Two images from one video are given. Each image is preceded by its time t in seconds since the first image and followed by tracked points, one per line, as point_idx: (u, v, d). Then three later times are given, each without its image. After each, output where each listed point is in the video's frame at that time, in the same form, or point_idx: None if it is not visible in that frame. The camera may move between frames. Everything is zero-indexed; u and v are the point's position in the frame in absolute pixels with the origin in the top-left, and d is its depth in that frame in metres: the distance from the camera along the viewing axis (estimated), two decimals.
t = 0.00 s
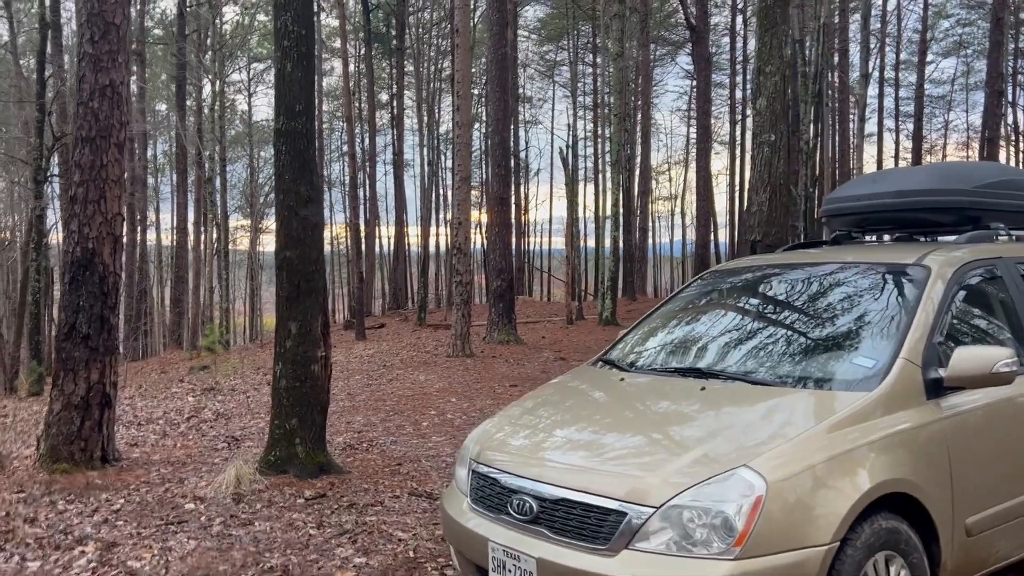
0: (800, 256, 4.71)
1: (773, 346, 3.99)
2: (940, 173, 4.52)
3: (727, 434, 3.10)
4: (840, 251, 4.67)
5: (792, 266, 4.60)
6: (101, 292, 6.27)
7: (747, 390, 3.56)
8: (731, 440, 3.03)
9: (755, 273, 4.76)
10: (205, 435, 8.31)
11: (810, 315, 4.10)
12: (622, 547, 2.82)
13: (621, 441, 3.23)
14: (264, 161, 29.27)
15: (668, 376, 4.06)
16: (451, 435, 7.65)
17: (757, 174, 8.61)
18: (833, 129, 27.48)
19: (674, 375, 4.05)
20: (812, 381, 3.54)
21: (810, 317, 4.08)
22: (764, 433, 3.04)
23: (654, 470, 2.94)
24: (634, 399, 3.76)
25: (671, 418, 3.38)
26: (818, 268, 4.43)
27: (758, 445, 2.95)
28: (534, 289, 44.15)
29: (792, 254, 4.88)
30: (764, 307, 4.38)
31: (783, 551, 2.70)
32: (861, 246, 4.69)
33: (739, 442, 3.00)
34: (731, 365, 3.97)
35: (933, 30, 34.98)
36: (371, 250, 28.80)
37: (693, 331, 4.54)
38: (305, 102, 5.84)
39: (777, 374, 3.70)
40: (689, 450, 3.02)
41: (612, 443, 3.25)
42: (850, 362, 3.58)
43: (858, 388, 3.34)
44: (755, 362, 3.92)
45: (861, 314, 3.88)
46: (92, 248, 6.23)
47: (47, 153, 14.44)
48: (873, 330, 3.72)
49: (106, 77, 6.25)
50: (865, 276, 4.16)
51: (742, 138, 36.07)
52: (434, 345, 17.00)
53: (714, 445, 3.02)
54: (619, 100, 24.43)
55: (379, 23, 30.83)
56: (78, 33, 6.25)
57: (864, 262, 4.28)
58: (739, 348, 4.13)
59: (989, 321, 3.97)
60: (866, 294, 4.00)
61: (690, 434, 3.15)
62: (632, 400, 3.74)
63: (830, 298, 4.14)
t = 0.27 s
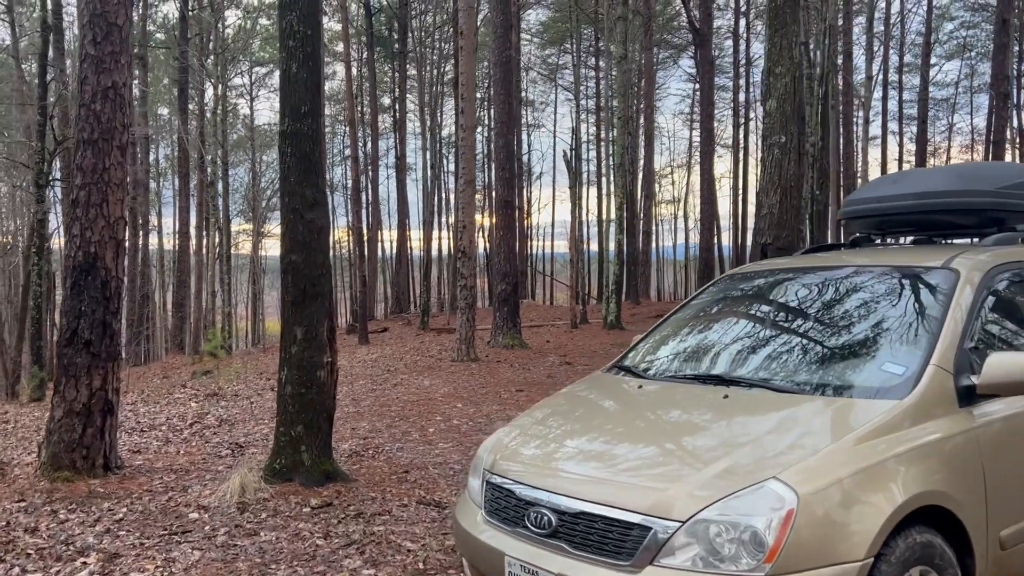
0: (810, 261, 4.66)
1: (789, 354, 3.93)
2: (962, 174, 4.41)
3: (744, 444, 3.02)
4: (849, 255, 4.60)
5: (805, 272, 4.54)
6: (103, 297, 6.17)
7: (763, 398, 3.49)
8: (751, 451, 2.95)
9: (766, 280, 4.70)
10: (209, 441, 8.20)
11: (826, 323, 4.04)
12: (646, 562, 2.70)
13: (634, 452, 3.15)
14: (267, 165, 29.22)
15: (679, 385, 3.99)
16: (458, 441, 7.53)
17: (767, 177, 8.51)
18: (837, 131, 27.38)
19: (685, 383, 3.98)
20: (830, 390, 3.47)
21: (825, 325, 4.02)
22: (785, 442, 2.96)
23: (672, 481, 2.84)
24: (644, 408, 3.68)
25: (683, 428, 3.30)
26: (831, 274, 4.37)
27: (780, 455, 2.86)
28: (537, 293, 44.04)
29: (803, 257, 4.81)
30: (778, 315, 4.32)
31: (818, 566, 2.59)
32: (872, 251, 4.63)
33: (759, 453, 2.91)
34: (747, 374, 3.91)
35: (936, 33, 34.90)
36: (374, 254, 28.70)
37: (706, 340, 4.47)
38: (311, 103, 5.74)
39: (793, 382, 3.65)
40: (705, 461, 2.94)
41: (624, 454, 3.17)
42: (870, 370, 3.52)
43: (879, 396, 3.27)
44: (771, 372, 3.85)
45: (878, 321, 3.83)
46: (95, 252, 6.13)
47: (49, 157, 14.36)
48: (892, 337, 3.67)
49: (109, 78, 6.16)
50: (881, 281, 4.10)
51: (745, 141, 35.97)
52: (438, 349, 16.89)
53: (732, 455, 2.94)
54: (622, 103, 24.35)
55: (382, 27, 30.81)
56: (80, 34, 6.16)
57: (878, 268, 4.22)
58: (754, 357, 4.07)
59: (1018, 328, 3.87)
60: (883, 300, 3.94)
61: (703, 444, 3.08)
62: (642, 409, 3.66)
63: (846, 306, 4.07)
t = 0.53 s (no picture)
0: (820, 265, 4.58)
1: (801, 360, 3.85)
2: (980, 174, 4.29)
3: (757, 452, 2.93)
4: (858, 258, 4.52)
5: (815, 277, 4.46)
6: (103, 299, 6.07)
7: (775, 404, 3.41)
8: (765, 458, 2.86)
9: (776, 285, 4.63)
10: (210, 446, 8.11)
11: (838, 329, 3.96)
12: None
13: (643, 460, 3.07)
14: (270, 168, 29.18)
15: (687, 390, 3.91)
16: (463, 446, 7.42)
17: (775, 177, 8.41)
18: (842, 133, 27.26)
19: (694, 389, 3.90)
20: (845, 395, 3.38)
21: (837, 331, 3.94)
22: (799, 450, 2.88)
23: (685, 491, 2.75)
24: (652, 414, 3.60)
25: (692, 435, 3.22)
26: (842, 278, 4.29)
27: (798, 464, 2.77)
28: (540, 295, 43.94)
29: (813, 260, 4.73)
30: (789, 320, 4.24)
31: None
32: (879, 253, 4.56)
33: (775, 461, 2.82)
34: (758, 380, 3.82)
35: (941, 34, 34.78)
36: (376, 256, 28.62)
37: (716, 346, 4.39)
38: (314, 102, 5.65)
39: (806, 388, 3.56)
40: (717, 470, 2.85)
41: (633, 462, 3.08)
42: (886, 376, 3.43)
43: (897, 401, 3.20)
44: (782, 377, 3.77)
45: (892, 326, 3.75)
46: (94, 254, 6.04)
47: (51, 159, 14.30)
48: (906, 342, 3.59)
49: (108, 78, 6.08)
50: (895, 285, 4.02)
51: (748, 143, 35.87)
52: (441, 352, 16.79)
53: (744, 464, 2.86)
54: (626, 104, 24.29)
55: (384, 29, 30.82)
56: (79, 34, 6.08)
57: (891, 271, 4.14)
58: (765, 363, 3.99)
59: None
60: (896, 304, 3.86)
61: (713, 452, 3.00)
62: (650, 416, 3.57)
63: (859, 310, 3.99)
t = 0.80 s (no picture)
0: (828, 269, 4.52)
1: (813, 365, 3.78)
2: (998, 172, 4.16)
3: (770, 459, 2.84)
4: (863, 260, 4.46)
5: (824, 281, 4.40)
6: (100, 301, 5.97)
7: (786, 409, 3.33)
8: (778, 465, 2.78)
9: (784, 289, 4.56)
10: (210, 450, 8.00)
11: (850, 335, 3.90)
12: None
13: (651, 469, 2.98)
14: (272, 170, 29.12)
15: (693, 395, 3.82)
16: (466, 450, 7.29)
17: (783, 178, 8.29)
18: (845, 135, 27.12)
19: (701, 394, 3.81)
20: (860, 400, 3.30)
21: (848, 336, 3.88)
22: (815, 457, 2.79)
23: (697, 500, 2.65)
24: (658, 421, 3.50)
25: (701, 442, 3.14)
26: (852, 283, 4.23)
27: (815, 473, 2.68)
28: (541, 298, 43.82)
29: (820, 263, 4.67)
30: (798, 325, 4.18)
31: None
32: (885, 254, 4.50)
33: (791, 469, 2.73)
34: (769, 384, 3.74)
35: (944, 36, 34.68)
36: (378, 259, 28.53)
37: (724, 350, 4.30)
38: (315, 101, 5.55)
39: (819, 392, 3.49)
40: (728, 478, 2.76)
41: (641, 471, 2.99)
42: (901, 381, 3.37)
43: (915, 406, 3.13)
44: (794, 382, 3.69)
45: (906, 330, 3.70)
46: (91, 255, 5.93)
47: (51, 161, 14.22)
48: (921, 347, 3.54)
49: (106, 76, 5.98)
50: (908, 289, 3.97)
51: (751, 145, 35.78)
52: (443, 355, 16.67)
53: (757, 472, 2.77)
54: (629, 106, 24.20)
55: (386, 32, 30.78)
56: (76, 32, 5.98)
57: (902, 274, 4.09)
58: (776, 368, 3.90)
59: None
60: (909, 309, 3.81)
61: (722, 460, 2.92)
62: (657, 423, 3.48)
63: (871, 315, 3.93)
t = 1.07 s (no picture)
0: (839, 274, 4.40)
1: (826, 376, 3.66)
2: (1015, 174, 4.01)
3: (783, 472, 2.72)
4: (872, 263, 4.33)
5: (836, 288, 4.28)
6: (96, 306, 5.85)
7: (798, 421, 3.20)
8: (794, 480, 2.65)
9: (795, 297, 4.44)
10: (209, 457, 7.88)
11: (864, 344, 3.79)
12: None
13: (661, 482, 2.85)
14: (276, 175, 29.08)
15: (703, 404, 3.69)
16: (469, 459, 7.13)
17: (793, 181, 8.13)
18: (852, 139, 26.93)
19: (710, 403, 3.68)
20: (878, 412, 3.18)
21: (862, 345, 3.77)
22: (829, 470, 2.67)
23: (711, 517, 2.51)
24: (666, 431, 3.37)
25: (712, 454, 3.01)
26: (865, 289, 4.11)
27: (836, 489, 2.54)
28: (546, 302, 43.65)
29: (830, 269, 4.55)
30: (810, 333, 4.06)
31: None
32: (895, 258, 4.38)
33: (810, 485, 2.59)
34: (781, 395, 3.62)
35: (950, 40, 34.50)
36: (382, 263, 28.43)
37: (735, 359, 4.17)
38: (315, 101, 5.42)
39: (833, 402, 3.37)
40: (741, 493, 2.62)
41: (651, 485, 2.86)
42: (919, 393, 3.25)
43: (935, 419, 3.02)
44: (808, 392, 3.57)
45: (922, 339, 3.58)
46: (88, 259, 5.82)
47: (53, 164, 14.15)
48: (939, 356, 3.43)
49: (103, 77, 5.88)
50: (924, 294, 3.85)
51: (756, 149, 35.63)
52: (447, 360, 16.52)
53: (771, 486, 2.64)
54: (634, 110, 24.08)
55: (390, 36, 30.78)
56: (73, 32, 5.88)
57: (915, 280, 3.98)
58: (790, 379, 3.78)
59: None
60: (925, 316, 3.70)
61: (734, 474, 2.78)
62: (665, 433, 3.34)
63: (885, 323, 3.82)
